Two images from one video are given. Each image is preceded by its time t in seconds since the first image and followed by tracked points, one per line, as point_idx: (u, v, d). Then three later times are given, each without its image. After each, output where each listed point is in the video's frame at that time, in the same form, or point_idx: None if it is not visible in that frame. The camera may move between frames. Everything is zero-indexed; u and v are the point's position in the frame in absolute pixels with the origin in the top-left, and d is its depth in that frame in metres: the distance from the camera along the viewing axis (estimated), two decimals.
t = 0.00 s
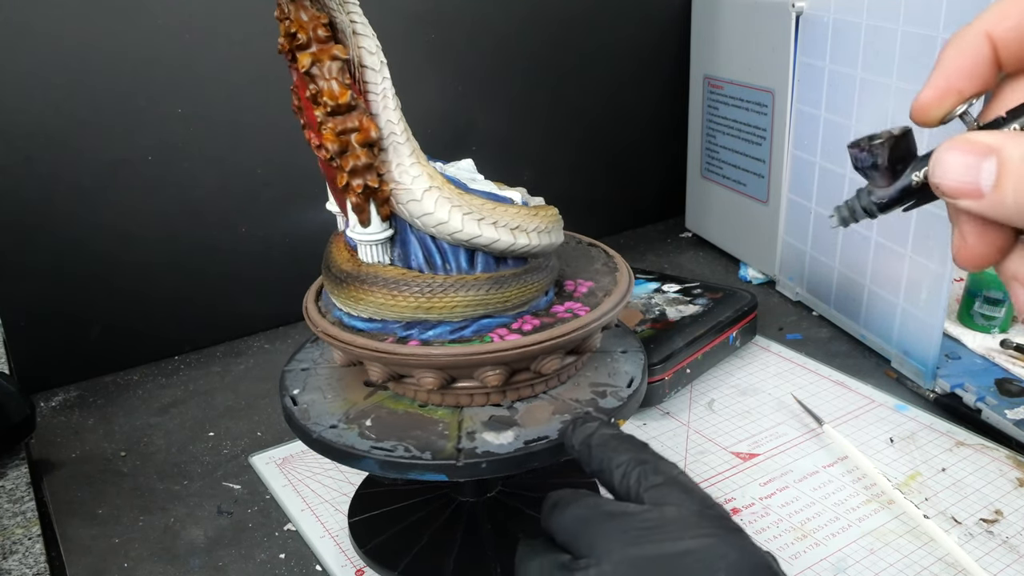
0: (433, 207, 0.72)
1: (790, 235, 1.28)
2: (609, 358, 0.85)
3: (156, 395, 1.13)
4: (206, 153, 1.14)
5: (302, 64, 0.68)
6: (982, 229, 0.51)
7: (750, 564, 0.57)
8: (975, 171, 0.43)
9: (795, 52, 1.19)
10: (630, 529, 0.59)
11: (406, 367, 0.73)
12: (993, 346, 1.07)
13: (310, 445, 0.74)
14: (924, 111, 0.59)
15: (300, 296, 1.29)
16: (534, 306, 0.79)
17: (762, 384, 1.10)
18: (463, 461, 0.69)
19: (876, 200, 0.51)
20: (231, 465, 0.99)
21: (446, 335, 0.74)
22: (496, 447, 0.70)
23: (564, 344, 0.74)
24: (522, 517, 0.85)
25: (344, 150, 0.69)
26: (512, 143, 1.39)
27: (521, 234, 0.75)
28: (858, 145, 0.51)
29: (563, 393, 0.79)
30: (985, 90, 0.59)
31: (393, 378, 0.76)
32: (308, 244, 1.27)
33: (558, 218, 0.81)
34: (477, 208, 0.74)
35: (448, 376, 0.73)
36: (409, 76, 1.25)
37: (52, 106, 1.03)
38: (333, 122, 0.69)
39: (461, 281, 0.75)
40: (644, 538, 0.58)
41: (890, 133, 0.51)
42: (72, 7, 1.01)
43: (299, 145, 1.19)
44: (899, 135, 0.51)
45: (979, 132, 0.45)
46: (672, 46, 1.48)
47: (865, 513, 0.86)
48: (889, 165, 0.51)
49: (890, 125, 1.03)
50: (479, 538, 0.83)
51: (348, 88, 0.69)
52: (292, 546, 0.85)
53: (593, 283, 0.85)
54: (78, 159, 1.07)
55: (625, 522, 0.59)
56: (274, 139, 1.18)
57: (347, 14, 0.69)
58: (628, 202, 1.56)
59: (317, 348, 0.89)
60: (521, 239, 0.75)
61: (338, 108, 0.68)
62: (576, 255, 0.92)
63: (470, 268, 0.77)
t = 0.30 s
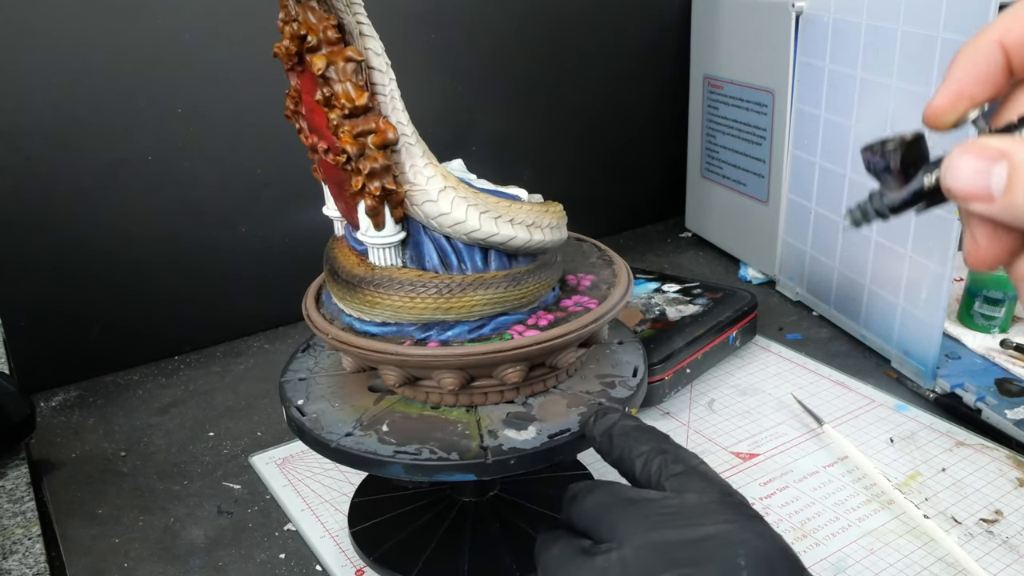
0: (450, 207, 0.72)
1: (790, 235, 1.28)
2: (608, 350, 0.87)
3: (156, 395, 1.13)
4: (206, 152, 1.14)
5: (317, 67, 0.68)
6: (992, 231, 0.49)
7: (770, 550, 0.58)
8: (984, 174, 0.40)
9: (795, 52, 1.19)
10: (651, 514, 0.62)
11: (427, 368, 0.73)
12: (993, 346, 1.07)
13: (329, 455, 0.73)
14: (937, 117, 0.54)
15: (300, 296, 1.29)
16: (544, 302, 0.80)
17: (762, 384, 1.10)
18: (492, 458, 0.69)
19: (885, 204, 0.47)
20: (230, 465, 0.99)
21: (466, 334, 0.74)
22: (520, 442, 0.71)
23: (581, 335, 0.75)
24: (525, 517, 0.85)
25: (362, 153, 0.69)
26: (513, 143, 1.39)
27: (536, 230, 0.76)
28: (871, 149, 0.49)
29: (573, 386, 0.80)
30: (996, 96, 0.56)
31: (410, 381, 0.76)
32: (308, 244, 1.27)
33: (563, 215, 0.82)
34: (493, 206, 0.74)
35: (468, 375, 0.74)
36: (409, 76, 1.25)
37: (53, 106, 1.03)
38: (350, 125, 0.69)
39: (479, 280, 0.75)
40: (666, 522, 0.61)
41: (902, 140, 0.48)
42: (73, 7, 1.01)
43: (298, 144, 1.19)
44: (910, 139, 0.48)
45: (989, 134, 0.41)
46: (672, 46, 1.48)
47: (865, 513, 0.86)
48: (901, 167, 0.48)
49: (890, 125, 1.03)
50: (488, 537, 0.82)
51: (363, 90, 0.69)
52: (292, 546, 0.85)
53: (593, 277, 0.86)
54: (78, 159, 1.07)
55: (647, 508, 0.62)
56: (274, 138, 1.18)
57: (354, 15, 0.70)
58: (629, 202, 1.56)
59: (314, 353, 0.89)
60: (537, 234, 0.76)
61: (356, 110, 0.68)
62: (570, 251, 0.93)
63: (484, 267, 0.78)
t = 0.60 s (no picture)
0: (456, 207, 0.72)
1: (790, 235, 1.28)
2: (607, 346, 0.87)
3: (156, 395, 1.13)
4: (206, 152, 1.14)
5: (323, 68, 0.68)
6: (986, 250, 0.51)
7: (776, 541, 0.58)
8: (980, 195, 0.43)
9: (795, 52, 1.19)
10: (658, 505, 0.62)
11: (434, 369, 0.73)
12: (993, 347, 1.07)
13: (337, 459, 0.72)
14: (926, 135, 0.59)
15: (300, 296, 1.29)
16: (547, 300, 0.80)
17: (762, 384, 1.10)
18: (502, 457, 0.69)
19: (880, 222, 0.50)
20: (231, 465, 0.99)
21: (473, 333, 0.74)
22: (527, 441, 0.71)
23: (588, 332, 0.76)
24: (527, 515, 0.85)
25: (369, 153, 0.69)
26: (513, 143, 1.39)
27: (542, 228, 0.76)
28: (862, 167, 0.50)
29: (576, 383, 0.80)
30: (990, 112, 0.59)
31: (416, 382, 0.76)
32: (308, 244, 1.27)
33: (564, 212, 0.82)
34: (498, 205, 0.74)
35: (475, 374, 0.74)
36: (409, 76, 1.26)
37: (52, 106, 1.03)
38: (357, 125, 0.69)
39: (486, 279, 0.75)
40: (672, 514, 0.60)
41: (896, 160, 0.49)
42: (73, 7, 1.01)
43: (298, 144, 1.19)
44: (905, 156, 0.49)
45: (985, 155, 0.44)
46: (672, 46, 1.48)
47: (865, 513, 0.86)
48: (894, 187, 0.49)
49: (891, 125, 1.03)
50: (491, 537, 0.83)
51: (369, 91, 0.69)
52: (292, 546, 0.85)
53: (592, 274, 0.87)
54: (78, 159, 1.07)
55: (654, 501, 0.62)
56: (274, 138, 1.18)
57: (356, 15, 0.70)
58: (629, 202, 1.56)
59: (313, 356, 0.89)
60: (542, 233, 0.76)
61: (362, 110, 0.68)
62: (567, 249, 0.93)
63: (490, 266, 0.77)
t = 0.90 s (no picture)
0: (459, 207, 0.72)
1: (790, 235, 1.28)
2: (607, 344, 0.87)
3: (156, 395, 1.13)
4: (206, 153, 1.14)
5: (326, 68, 0.68)
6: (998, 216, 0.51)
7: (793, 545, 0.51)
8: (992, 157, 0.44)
9: (795, 52, 1.19)
10: (664, 507, 0.55)
11: (438, 369, 0.73)
12: (993, 347, 1.07)
13: (342, 462, 0.72)
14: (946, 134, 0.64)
15: (300, 296, 1.29)
16: (549, 298, 0.80)
17: (762, 384, 1.10)
18: (509, 456, 0.70)
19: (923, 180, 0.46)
20: (230, 465, 0.99)
21: (477, 333, 0.74)
22: (533, 439, 0.71)
23: (590, 329, 0.76)
24: (528, 515, 0.85)
25: (373, 153, 0.69)
26: (513, 143, 1.39)
27: (544, 227, 0.76)
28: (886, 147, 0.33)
29: (577, 381, 0.80)
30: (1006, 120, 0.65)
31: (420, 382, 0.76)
32: (308, 244, 1.27)
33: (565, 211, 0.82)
34: (500, 203, 0.74)
35: (480, 373, 0.74)
36: (409, 77, 1.26)
37: (53, 106, 1.03)
38: (361, 125, 0.69)
39: (489, 278, 0.75)
40: (676, 516, 0.54)
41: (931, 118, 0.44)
42: (74, 7, 1.01)
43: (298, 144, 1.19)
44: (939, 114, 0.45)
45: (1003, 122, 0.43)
46: (672, 46, 1.47)
47: (865, 513, 0.86)
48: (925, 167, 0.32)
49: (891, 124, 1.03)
50: (493, 537, 0.82)
51: (373, 90, 0.69)
52: (292, 546, 0.85)
53: (592, 272, 0.87)
54: (79, 159, 1.07)
55: (667, 502, 0.55)
56: (274, 138, 1.18)
57: (357, 15, 0.70)
58: (629, 202, 1.56)
59: (312, 359, 0.89)
60: (544, 232, 0.76)
61: (366, 110, 0.68)
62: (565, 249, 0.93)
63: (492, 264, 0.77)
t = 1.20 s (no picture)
0: (459, 206, 0.72)
1: (790, 235, 1.28)
2: (607, 344, 0.87)
3: (156, 395, 1.13)
4: (206, 153, 1.14)
5: (326, 68, 0.68)
6: None
7: None
8: None
9: (795, 52, 1.19)
10: (853, 523, 0.36)
11: (438, 368, 0.73)
12: (993, 347, 1.07)
13: (342, 462, 0.72)
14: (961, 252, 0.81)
15: (299, 296, 1.29)
16: (549, 298, 0.80)
17: (762, 384, 1.10)
18: (509, 455, 0.70)
19: None
20: (230, 465, 0.99)
21: (476, 333, 0.74)
22: (531, 440, 0.72)
23: (590, 328, 0.76)
24: (529, 515, 0.85)
25: (372, 153, 0.69)
26: (513, 143, 1.39)
27: (544, 227, 0.76)
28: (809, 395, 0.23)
29: (577, 381, 0.80)
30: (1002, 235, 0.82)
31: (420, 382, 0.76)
32: (308, 244, 1.27)
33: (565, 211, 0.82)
34: (500, 203, 0.75)
35: (479, 373, 0.74)
36: (409, 77, 1.26)
37: (54, 106, 1.03)
38: (360, 125, 0.69)
39: (488, 278, 0.75)
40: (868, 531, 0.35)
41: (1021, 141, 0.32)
42: (74, 7, 1.01)
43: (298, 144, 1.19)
44: None
45: None
46: (672, 46, 1.48)
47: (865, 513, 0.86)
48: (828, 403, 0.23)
49: (891, 124, 1.03)
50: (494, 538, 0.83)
51: (372, 90, 0.69)
52: (292, 546, 0.85)
53: (592, 272, 0.87)
54: (79, 159, 1.07)
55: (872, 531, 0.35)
56: (274, 138, 1.18)
57: (356, 15, 0.70)
58: (629, 202, 1.56)
59: (311, 361, 0.88)
60: (544, 231, 0.76)
61: (366, 110, 0.68)
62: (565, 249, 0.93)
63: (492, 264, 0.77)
